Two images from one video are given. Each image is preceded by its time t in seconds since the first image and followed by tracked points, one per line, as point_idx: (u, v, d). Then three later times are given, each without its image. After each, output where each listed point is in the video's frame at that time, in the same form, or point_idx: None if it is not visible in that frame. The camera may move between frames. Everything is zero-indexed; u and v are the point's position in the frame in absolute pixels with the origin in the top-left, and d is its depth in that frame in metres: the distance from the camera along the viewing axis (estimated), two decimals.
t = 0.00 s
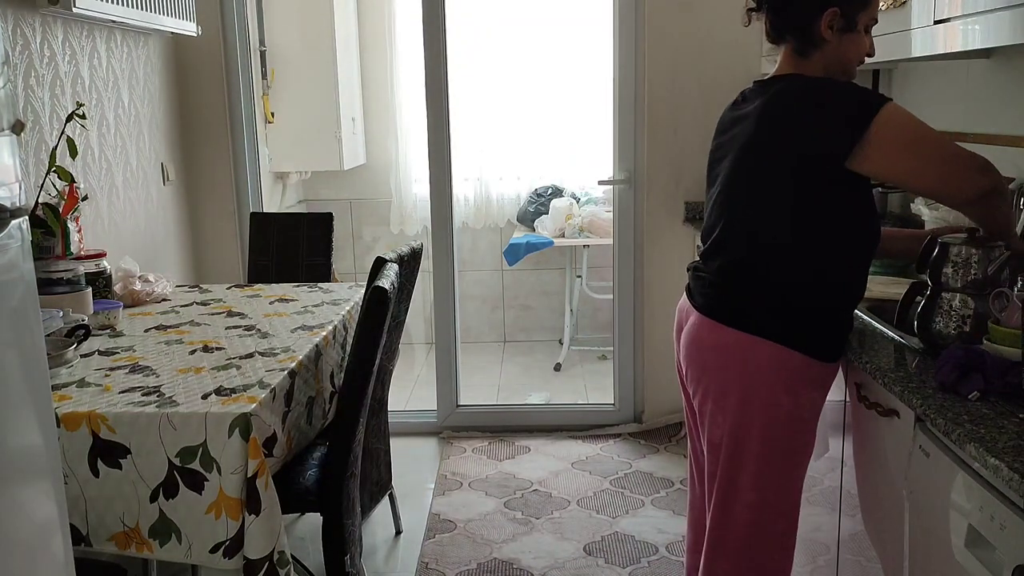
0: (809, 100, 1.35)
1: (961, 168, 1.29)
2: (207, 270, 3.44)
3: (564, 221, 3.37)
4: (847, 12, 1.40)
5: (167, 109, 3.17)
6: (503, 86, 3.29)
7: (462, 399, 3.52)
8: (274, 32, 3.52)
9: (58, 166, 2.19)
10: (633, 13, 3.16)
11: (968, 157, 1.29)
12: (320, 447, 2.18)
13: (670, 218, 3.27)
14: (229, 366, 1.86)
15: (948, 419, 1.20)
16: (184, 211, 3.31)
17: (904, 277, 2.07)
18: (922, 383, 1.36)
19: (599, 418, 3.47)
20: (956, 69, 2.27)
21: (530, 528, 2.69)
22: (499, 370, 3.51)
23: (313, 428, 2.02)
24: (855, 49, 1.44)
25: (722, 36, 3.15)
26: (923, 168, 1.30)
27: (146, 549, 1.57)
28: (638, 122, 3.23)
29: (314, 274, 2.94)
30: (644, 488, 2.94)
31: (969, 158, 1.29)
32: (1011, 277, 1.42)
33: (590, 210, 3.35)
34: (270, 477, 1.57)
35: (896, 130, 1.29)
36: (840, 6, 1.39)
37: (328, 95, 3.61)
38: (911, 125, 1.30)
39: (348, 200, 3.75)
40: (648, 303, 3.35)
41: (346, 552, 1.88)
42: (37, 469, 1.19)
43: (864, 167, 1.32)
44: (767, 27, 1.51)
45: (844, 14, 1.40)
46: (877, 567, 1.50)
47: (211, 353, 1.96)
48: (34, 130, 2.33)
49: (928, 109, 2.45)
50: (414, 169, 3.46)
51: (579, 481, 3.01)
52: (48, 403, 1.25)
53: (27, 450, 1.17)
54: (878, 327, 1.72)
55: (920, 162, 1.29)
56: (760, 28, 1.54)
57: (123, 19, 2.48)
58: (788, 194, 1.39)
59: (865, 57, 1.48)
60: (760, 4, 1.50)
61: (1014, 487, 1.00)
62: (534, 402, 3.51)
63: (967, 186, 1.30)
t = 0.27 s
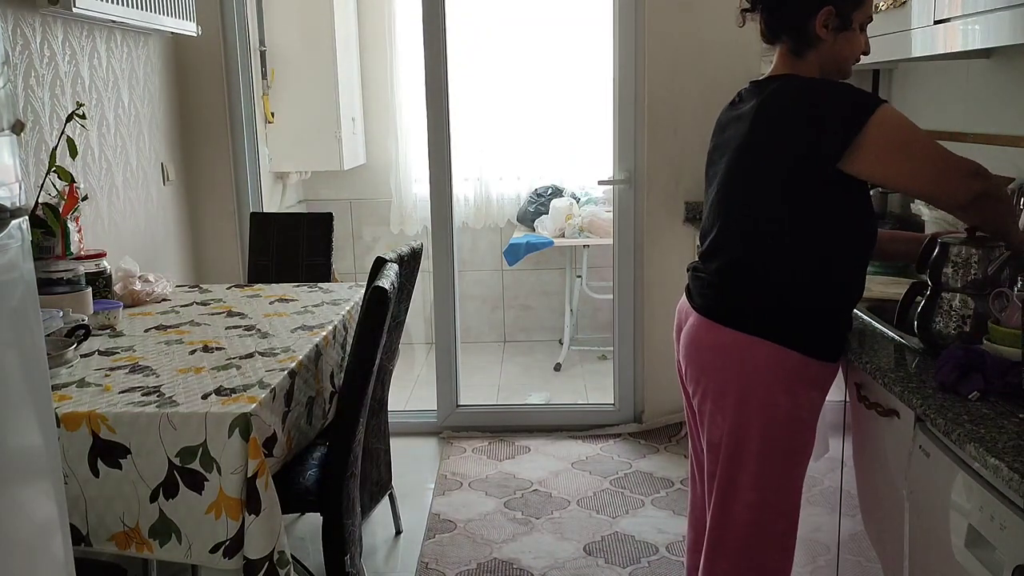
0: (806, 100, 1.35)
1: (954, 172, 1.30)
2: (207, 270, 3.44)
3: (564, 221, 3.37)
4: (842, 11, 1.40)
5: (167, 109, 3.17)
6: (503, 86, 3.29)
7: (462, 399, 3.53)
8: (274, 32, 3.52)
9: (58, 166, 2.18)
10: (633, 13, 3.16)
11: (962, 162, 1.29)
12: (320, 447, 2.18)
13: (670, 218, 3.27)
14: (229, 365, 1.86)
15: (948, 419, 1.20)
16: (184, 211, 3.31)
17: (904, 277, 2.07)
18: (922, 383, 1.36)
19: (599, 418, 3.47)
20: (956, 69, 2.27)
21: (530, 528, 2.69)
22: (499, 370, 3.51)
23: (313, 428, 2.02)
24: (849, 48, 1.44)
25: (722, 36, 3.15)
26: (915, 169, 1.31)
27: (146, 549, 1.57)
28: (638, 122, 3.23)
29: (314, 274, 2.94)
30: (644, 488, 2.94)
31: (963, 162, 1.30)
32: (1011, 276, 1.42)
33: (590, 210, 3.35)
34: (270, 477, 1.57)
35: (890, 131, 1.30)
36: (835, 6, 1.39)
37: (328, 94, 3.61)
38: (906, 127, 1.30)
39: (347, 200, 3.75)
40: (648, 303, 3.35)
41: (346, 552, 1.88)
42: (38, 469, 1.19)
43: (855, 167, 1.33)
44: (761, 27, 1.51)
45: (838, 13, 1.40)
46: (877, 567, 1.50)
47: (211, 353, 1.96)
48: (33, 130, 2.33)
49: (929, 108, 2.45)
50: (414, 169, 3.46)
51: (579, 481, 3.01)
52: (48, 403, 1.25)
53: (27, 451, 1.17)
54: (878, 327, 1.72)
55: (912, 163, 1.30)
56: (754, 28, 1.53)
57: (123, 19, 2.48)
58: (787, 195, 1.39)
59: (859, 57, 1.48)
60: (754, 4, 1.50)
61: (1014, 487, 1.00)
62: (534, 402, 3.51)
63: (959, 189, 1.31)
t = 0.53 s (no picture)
0: (805, 100, 1.34)
1: (944, 176, 1.26)
2: (207, 270, 3.44)
3: (564, 221, 3.37)
4: (843, 12, 1.40)
5: (167, 109, 3.17)
6: (503, 86, 3.29)
7: (462, 399, 3.53)
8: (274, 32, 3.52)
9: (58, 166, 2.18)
10: (633, 13, 3.16)
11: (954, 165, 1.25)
12: (320, 447, 2.18)
13: (670, 218, 3.27)
14: (229, 365, 1.86)
15: (948, 419, 1.20)
16: (184, 211, 3.31)
17: (904, 277, 2.07)
18: (922, 383, 1.36)
19: (599, 418, 3.47)
20: (956, 69, 2.27)
21: (530, 528, 2.69)
22: (499, 370, 3.51)
23: (313, 428, 2.02)
24: (851, 50, 1.44)
25: (722, 36, 3.15)
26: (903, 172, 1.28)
27: (146, 549, 1.57)
28: (638, 122, 3.23)
29: (314, 274, 2.94)
30: (644, 488, 2.94)
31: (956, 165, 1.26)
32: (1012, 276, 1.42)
33: (590, 210, 3.35)
34: (270, 477, 1.57)
35: (876, 132, 1.28)
36: (835, 7, 1.39)
37: (328, 95, 3.61)
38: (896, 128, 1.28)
39: (347, 200, 3.75)
40: (648, 303, 3.35)
41: (346, 552, 1.88)
42: (38, 469, 1.19)
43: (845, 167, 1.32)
44: (763, 27, 1.51)
45: (839, 14, 1.40)
46: (877, 567, 1.50)
47: (211, 353, 1.96)
48: (33, 130, 2.33)
49: (929, 108, 2.45)
50: (414, 169, 3.46)
51: (579, 481, 3.01)
52: (48, 403, 1.25)
53: (27, 451, 1.17)
54: (878, 327, 1.72)
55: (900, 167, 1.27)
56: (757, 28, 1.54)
57: (123, 19, 2.48)
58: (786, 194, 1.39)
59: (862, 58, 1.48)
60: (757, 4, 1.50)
61: (1014, 488, 1.00)
62: (534, 402, 3.51)
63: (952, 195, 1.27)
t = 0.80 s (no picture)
0: (806, 100, 1.34)
1: (946, 178, 1.27)
2: (207, 270, 3.44)
3: (564, 221, 3.37)
4: (844, 14, 1.39)
5: (167, 109, 3.17)
6: (503, 86, 3.29)
7: (462, 399, 3.53)
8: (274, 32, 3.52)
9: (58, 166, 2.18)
10: (633, 13, 3.16)
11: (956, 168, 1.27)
12: (320, 447, 2.18)
13: (670, 218, 3.27)
14: (229, 365, 1.86)
15: (948, 419, 1.20)
16: (184, 211, 3.31)
17: (904, 277, 2.07)
18: (922, 383, 1.36)
19: (599, 418, 3.47)
20: (956, 69, 2.27)
21: (530, 528, 2.69)
22: (499, 370, 3.51)
23: (313, 429, 2.02)
24: (853, 51, 1.44)
25: (722, 36, 3.15)
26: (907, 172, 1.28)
27: (146, 549, 1.57)
28: (638, 121, 3.23)
29: (314, 274, 2.94)
30: (644, 488, 2.94)
31: (960, 169, 1.27)
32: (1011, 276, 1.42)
33: (590, 210, 3.35)
34: (270, 477, 1.57)
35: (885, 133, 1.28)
36: (836, 9, 1.39)
37: (328, 95, 3.61)
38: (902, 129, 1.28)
39: (347, 200, 3.74)
40: (648, 303, 3.35)
41: (346, 552, 1.88)
42: (37, 469, 1.19)
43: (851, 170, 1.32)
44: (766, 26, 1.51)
45: (841, 16, 1.40)
46: (877, 567, 1.50)
47: (211, 353, 1.96)
48: (33, 130, 2.33)
49: (929, 108, 2.45)
50: (414, 169, 3.46)
51: (579, 482, 3.01)
52: (48, 403, 1.25)
53: (27, 451, 1.17)
54: (878, 327, 1.72)
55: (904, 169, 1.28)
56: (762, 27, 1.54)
57: (123, 19, 2.48)
58: (786, 195, 1.39)
59: (866, 58, 1.48)
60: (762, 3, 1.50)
61: (1014, 488, 1.00)
62: (534, 402, 3.51)
63: (955, 198, 1.28)
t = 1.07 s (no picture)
0: (807, 100, 1.34)
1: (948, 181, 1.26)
2: (207, 270, 3.44)
3: (564, 221, 3.37)
4: (846, 15, 1.39)
5: (167, 109, 3.17)
6: (502, 87, 3.29)
7: (462, 399, 3.53)
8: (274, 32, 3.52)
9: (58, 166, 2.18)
10: (633, 13, 3.16)
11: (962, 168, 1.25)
12: (320, 447, 2.18)
13: (670, 218, 3.27)
14: (229, 365, 1.86)
15: (948, 419, 1.20)
16: (184, 211, 3.31)
17: (904, 277, 2.07)
18: (922, 383, 1.36)
19: (599, 418, 3.47)
20: (956, 69, 2.27)
21: (530, 528, 2.69)
22: (499, 370, 3.51)
23: (313, 428, 2.02)
24: (855, 52, 1.44)
25: (722, 36, 3.15)
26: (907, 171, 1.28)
27: (146, 549, 1.57)
28: (638, 121, 3.23)
29: (314, 274, 2.94)
30: (644, 488, 2.94)
31: (963, 170, 1.26)
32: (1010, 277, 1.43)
33: (590, 210, 3.35)
34: (270, 477, 1.57)
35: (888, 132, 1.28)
36: (838, 10, 1.39)
37: (328, 95, 3.61)
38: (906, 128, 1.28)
39: (347, 200, 3.74)
40: (648, 303, 3.35)
41: (346, 552, 1.88)
42: (37, 469, 1.19)
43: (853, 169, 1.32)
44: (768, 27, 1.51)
45: (843, 17, 1.40)
46: (877, 567, 1.50)
47: (211, 353, 1.96)
48: (33, 130, 2.33)
49: (929, 108, 2.45)
50: (414, 169, 3.46)
51: (579, 482, 3.01)
52: (48, 403, 1.25)
53: (27, 451, 1.17)
54: (878, 327, 1.72)
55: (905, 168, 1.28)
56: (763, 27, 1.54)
57: (123, 19, 2.48)
58: (786, 195, 1.39)
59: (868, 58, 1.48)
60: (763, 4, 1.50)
61: (1014, 488, 1.00)
62: (534, 402, 3.51)
63: (958, 199, 1.27)
